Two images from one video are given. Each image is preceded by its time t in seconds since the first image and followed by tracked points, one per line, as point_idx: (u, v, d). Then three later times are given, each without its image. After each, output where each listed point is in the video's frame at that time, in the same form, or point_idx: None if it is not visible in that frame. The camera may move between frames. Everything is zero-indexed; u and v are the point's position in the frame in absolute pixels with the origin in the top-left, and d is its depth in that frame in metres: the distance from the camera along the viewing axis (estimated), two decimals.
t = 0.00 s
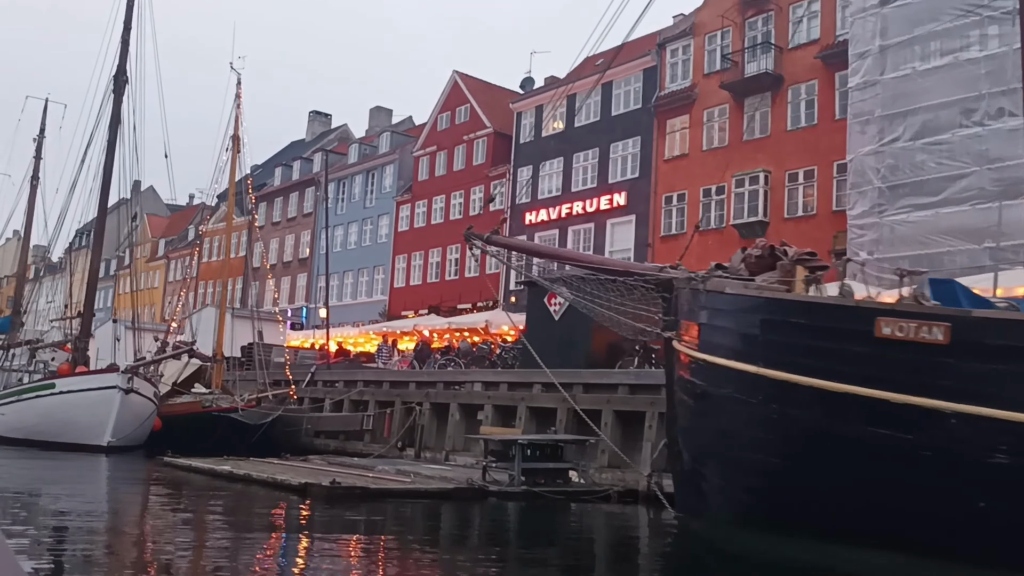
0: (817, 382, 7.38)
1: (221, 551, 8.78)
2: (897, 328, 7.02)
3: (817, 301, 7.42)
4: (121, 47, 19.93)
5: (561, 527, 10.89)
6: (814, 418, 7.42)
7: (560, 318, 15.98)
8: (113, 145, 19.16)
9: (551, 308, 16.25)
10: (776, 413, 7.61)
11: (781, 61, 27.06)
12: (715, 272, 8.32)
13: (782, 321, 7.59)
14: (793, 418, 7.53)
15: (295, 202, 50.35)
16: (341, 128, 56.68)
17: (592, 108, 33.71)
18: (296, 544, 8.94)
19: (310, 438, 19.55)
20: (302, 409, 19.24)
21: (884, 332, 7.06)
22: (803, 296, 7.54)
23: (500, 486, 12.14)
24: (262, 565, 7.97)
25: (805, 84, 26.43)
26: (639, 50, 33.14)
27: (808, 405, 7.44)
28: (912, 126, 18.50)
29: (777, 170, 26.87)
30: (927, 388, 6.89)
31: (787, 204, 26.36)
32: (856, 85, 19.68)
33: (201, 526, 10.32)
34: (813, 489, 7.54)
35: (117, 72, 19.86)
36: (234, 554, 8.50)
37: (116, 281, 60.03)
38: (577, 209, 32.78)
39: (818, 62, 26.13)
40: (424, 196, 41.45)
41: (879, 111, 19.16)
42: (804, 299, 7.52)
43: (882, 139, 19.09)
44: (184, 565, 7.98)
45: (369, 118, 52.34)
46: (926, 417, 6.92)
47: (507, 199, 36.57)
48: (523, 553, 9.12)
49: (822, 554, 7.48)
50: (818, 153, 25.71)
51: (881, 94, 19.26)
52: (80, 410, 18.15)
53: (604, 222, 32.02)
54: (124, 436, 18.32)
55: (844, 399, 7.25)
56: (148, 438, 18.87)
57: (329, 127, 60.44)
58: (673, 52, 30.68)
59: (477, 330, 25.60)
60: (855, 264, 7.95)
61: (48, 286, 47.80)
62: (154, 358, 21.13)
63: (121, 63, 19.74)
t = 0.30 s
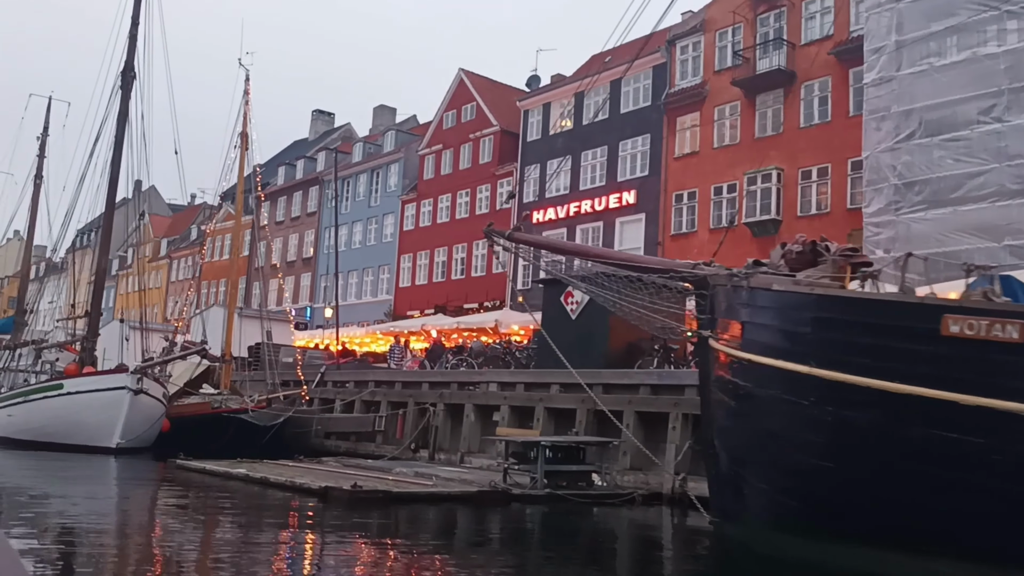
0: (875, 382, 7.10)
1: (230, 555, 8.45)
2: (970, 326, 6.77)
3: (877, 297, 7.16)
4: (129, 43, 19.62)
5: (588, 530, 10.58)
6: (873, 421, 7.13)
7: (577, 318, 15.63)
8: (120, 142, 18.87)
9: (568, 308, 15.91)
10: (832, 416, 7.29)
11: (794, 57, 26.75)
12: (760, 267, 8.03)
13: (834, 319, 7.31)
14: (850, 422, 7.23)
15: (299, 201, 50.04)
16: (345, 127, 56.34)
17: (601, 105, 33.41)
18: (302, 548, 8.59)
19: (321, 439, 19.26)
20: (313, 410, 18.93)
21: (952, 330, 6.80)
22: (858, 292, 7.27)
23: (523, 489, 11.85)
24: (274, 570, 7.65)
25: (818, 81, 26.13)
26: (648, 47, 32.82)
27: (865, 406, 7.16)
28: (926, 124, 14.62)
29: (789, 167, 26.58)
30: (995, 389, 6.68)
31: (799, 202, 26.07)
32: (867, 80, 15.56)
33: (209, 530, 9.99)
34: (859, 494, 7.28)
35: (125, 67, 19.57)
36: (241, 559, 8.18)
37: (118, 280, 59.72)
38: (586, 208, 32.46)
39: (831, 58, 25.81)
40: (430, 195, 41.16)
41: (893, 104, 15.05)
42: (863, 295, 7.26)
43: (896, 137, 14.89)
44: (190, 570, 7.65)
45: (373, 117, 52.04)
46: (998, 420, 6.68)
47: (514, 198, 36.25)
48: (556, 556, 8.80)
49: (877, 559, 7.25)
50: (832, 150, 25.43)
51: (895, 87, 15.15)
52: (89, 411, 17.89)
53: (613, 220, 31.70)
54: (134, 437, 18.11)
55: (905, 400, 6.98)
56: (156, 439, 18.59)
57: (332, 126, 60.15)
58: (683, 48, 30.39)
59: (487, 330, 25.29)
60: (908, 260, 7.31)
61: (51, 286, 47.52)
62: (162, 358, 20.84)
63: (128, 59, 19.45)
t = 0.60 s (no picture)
0: (938, 383, 6.89)
1: (235, 559, 8.15)
2: None
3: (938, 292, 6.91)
4: (137, 39, 19.30)
5: (617, 534, 10.29)
6: (936, 422, 6.91)
7: (594, 317, 15.21)
8: (128, 139, 18.56)
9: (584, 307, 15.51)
10: (894, 418, 7.07)
11: (806, 53, 26.45)
12: (808, 263, 7.80)
13: (895, 318, 7.08)
14: (913, 424, 7.00)
15: (303, 201, 49.72)
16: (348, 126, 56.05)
17: (608, 103, 33.13)
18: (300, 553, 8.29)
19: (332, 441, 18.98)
20: (324, 411, 18.63)
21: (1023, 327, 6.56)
22: (915, 289, 7.05)
23: (547, 492, 11.55)
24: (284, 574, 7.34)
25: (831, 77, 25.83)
26: (657, 43, 32.50)
27: (929, 408, 6.94)
28: (942, 120, 13.98)
29: (803, 164, 26.27)
30: None
31: (813, 199, 25.77)
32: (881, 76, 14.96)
33: (214, 534, 9.70)
34: (918, 499, 7.07)
35: (133, 63, 19.26)
36: (246, 564, 7.87)
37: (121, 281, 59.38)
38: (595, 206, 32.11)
39: (845, 54, 25.50)
40: (435, 193, 40.87)
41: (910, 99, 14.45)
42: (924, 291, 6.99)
43: (912, 134, 14.32)
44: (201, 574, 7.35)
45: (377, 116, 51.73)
46: None
47: (521, 197, 35.93)
48: (591, 562, 8.50)
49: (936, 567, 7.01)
50: (846, 147, 25.13)
51: (911, 83, 14.54)
52: (97, 413, 17.60)
53: (622, 219, 31.37)
54: (143, 438, 17.81)
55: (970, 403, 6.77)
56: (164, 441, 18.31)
57: (335, 125, 59.87)
58: (693, 45, 30.09)
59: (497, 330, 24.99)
60: (971, 255, 6.92)
61: (54, 287, 47.23)
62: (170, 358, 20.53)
63: (136, 55, 19.14)
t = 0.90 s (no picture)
0: (1012, 383, 6.65)
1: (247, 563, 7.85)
2: None
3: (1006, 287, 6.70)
4: (144, 36, 19.02)
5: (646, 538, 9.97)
6: (1005, 424, 6.71)
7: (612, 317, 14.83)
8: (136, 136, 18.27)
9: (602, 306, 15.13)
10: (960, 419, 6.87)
11: (818, 49, 26.15)
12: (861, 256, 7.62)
13: (961, 315, 6.87)
14: (980, 425, 6.81)
15: (306, 201, 49.42)
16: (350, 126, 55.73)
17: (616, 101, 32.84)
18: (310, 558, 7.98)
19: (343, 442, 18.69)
20: (334, 412, 18.32)
21: None
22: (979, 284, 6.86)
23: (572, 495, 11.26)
24: None
25: (845, 73, 25.54)
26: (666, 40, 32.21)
27: (998, 409, 6.73)
28: (959, 116, 11.64)
29: (816, 161, 25.96)
30: None
31: (826, 196, 25.46)
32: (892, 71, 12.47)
33: (224, 538, 9.38)
34: (979, 504, 6.91)
35: (141, 60, 18.96)
36: (257, 568, 7.57)
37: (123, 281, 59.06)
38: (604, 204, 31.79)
39: (858, 50, 25.22)
40: (441, 192, 40.58)
41: (925, 94, 11.97)
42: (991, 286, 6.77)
43: (929, 131, 11.87)
44: None
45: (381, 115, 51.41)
46: None
47: (528, 196, 35.62)
48: (630, 566, 8.19)
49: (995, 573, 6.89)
50: (860, 144, 24.84)
51: (926, 78, 12.05)
52: (107, 416, 17.35)
53: (631, 217, 31.07)
54: (153, 441, 17.54)
55: None
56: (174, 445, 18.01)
57: (337, 125, 59.57)
58: (702, 42, 29.79)
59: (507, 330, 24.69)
60: None
61: (57, 287, 46.92)
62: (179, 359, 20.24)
63: (144, 51, 18.85)
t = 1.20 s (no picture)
0: None
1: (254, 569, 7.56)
2: None
3: None
4: (152, 31, 18.72)
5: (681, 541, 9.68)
6: None
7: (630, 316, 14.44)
8: (144, 134, 17.97)
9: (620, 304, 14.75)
10: None
11: (831, 45, 25.86)
12: (914, 249, 7.47)
13: None
14: None
15: (311, 200, 49.11)
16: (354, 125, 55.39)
17: (624, 98, 32.53)
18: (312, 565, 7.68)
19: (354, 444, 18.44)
20: (346, 413, 18.06)
21: None
22: None
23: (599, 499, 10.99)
24: None
25: (858, 69, 25.26)
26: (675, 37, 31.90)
27: None
28: (976, 112, 11.77)
29: (829, 158, 25.67)
30: None
31: (840, 193, 25.17)
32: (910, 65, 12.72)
33: (227, 543, 9.09)
34: None
35: (148, 56, 18.67)
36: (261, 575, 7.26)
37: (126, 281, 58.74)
38: (613, 203, 31.47)
39: (872, 45, 24.94)
40: (446, 191, 40.30)
41: (943, 89, 12.14)
42: None
43: (946, 126, 12.09)
44: None
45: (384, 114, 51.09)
46: None
47: (535, 194, 35.32)
48: (670, 570, 7.91)
49: None
50: (874, 140, 24.57)
51: (943, 73, 12.19)
52: (116, 417, 17.06)
53: (641, 216, 30.77)
54: (163, 444, 17.26)
55: None
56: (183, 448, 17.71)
57: (340, 124, 59.23)
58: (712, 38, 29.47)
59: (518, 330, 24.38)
60: None
61: (61, 287, 46.62)
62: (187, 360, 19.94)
63: (151, 47, 18.55)
